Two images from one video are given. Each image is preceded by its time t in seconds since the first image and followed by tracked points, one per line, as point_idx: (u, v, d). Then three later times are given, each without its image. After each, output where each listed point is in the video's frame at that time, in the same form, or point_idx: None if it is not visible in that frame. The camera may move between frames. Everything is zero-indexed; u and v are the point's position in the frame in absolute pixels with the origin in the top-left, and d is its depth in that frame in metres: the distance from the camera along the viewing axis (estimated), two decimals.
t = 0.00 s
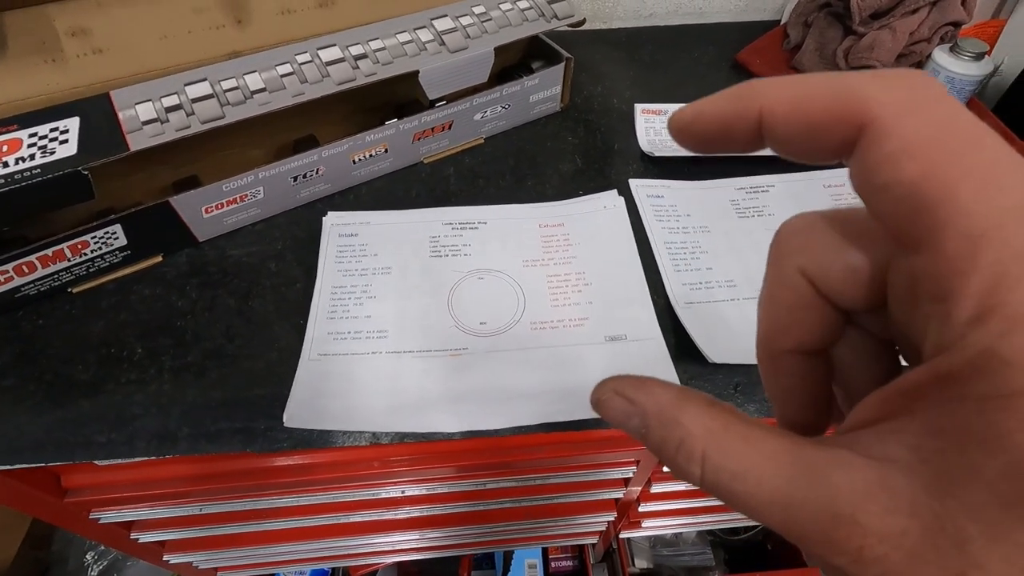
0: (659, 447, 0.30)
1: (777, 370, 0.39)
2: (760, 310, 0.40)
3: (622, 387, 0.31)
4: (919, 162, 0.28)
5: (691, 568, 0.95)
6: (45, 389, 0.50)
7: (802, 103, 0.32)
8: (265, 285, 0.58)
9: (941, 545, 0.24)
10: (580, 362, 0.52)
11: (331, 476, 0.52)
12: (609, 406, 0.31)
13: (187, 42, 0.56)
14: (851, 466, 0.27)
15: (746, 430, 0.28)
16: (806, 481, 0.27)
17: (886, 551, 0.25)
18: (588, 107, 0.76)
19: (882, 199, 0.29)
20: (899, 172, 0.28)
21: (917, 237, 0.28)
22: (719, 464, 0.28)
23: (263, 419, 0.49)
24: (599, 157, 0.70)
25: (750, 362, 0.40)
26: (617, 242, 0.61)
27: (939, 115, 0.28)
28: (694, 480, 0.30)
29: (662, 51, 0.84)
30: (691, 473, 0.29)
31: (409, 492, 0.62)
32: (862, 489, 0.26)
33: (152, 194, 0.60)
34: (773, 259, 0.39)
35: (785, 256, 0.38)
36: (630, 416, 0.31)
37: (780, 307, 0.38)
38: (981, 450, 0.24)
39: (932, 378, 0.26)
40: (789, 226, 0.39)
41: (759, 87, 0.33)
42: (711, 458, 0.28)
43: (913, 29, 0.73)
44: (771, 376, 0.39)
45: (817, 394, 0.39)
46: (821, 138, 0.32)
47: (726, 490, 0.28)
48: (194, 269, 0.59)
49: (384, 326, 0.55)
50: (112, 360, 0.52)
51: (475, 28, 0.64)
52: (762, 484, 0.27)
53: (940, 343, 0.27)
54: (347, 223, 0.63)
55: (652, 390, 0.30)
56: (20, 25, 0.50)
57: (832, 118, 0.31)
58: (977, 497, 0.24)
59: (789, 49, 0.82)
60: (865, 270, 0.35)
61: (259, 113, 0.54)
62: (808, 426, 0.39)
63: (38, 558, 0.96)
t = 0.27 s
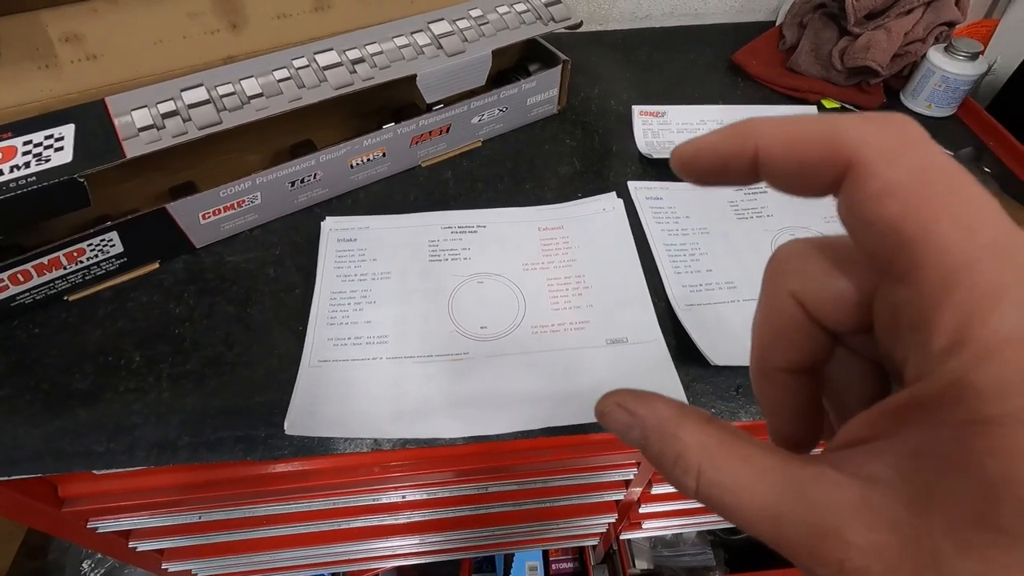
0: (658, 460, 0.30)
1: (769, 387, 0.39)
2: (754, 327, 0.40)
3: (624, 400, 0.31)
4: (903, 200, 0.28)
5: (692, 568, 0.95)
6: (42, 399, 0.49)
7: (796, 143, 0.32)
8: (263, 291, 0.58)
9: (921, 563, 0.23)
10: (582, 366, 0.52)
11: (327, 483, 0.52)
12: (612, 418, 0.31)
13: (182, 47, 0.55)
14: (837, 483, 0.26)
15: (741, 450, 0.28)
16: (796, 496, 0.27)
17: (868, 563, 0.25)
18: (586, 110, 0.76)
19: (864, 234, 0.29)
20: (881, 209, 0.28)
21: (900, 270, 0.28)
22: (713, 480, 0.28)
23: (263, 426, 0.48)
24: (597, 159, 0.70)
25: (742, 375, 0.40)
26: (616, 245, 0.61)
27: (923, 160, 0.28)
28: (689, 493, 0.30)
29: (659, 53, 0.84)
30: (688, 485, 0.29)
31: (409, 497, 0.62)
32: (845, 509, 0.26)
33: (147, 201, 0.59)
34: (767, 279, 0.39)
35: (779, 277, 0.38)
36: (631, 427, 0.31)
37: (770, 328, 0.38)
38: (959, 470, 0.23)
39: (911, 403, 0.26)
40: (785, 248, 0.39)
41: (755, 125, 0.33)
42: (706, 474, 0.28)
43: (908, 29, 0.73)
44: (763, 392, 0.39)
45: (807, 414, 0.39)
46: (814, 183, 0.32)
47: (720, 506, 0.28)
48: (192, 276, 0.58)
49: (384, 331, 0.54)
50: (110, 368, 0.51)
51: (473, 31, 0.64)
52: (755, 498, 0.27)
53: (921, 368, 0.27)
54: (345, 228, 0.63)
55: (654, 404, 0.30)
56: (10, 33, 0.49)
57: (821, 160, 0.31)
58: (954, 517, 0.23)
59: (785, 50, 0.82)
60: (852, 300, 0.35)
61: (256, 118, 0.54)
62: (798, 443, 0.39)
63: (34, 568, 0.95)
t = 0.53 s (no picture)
0: (658, 463, 0.30)
1: (768, 386, 0.39)
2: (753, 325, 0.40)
3: (623, 401, 0.31)
4: (914, 197, 0.27)
5: (690, 569, 0.95)
6: (40, 403, 0.49)
7: (798, 139, 0.32)
8: (262, 295, 0.58)
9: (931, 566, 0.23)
10: (580, 367, 0.52)
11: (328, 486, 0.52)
12: (609, 419, 0.31)
13: (178, 51, 0.55)
14: (844, 487, 0.26)
15: (743, 451, 0.28)
16: (798, 500, 0.27)
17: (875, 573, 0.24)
18: (582, 112, 0.76)
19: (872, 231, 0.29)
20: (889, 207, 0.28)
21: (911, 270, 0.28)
22: (715, 482, 0.28)
23: (262, 429, 0.48)
24: (594, 161, 0.70)
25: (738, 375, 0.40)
26: (614, 246, 0.62)
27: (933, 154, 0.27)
28: (688, 496, 0.29)
29: (654, 54, 0.84)
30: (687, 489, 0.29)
31: (408, 499, 0.62)
32: (851, 512, 0.26)
33: (146, 205, 0.60)
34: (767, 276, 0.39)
35: (780, 273, 0.38)
36: (628, 430, 0.31)
37: (771, 325, 0.38)
38: (972, 477, 0.24)
39: (925, 407, 0.26)
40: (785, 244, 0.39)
41: (753, 120, 0.33)
42: (707, 476, 0.28)
43: (902, 30, 0.73)
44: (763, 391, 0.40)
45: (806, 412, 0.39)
46: (815, 178, 0.32)
47: (721, 509, 0.28)
48: (190, 280, 0.58)
49: (382, 334, 0.54)
50: (108, 373, 0.51)
51: (470, 34, 0.64)
52: (756, 502, 0.27)
53: (933, 373, 0.27)
54: (343, 231, 0.63)
55: (652, 405, 0.30)
56: (7, 38, 0.49)
57: (827, 155, 0.30)
58: (966, 523, 0.23)
59: (780, 51, 0.82)
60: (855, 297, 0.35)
61: (254, 122, 0.54)
62: (798, 442, 0.39)
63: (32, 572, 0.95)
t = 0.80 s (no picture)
0: (658, 457, 0.30)
1: (771, 377, 0.39)
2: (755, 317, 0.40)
3: (623, 394, 0.31)
4: (919, 184, 0.27)
5: (692, 568, 0.95)
6: (41, 403, 0.49)
7: (807, 124, 0.32)
8: (263, 294, 0.58)
9: (936, 560, 0.24)
10: (582, 366, 0.52)
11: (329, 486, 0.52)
12: (609, 413, 0.31)
13: (179, 50, 0.55)
14: (847, 479, 0.27)
15: (744, 444, 0.28)
16: (798, 493, 0.27)
17: (880, 565, 0.25)
18: (584, 111, 0.76)
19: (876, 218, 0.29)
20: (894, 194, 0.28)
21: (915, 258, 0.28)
22: (716, 477, 0.28)
23: (264, 429, 0.48)
24: (596, 160, 0.70)
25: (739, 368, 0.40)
26: (615, 245, 0.61)
27: (937, 142, 0.27)
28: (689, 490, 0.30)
29: (655, 53, 0.84)
30: (688, 483, 0.29)
31: (409, 499, 0.62)
32: (854, 504, 0.26)
33: (146, 204, 0.60)
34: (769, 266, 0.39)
35: (782, 264, 0.38)
36: (628, 424, 0.30)
37: (773, 316, 0.38)
38: (980, 470, 0.24)
39: (930, 398, 0.26)
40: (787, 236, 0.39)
41: (763, 105, 0.33)
42: (708, 471, 0.28)
43: (904, 29, 0.74)
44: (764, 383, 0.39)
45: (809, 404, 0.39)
46: (822, 164, 0.32)
47: (723, 503, 0.28)
48: (191, 279, 0.58)
49: (384, 333, 0.54)
50: (109, 372, 0.51)
51: (471, 33, 0.64)
52: (757, 496, 0.27)
53: (937, 363, 0.27)
54: (345, 230, 0.63)
55: (652, 399, 0.30)
56: (8, 37, 0.49)
57: (834, 142, 0.30)
58: (972, 516, 0.24)
59: (781, 50, 0.82)
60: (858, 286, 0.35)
61: (255, 121, 0.54)
62: (800, 434, 0.39)
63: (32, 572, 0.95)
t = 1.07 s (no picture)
0: (663, 447, 0.30)
1: (777, 369, 0.38)
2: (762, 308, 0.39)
3: (628, 385, 0.31)
4: (931, 172, 0.27)
5: (693, 567, 0.95)
6: (42, 403, 0.49)
7: (813, 113, 0.31)
8: (264, 293, 0.57)
9: (946, 551, 0.24)
10: (584, 365, 0.52)
11: (331, 485, 0.51)
12: (614, 404, 0.31)
13: (179, 48, 0.55)
14: (856, 470, 0.26)
15: (751, 435, 0.28)
16: (807, 484, 0.27)
17: (889, 557, 0.25)
18: (585, 109, 0.76)
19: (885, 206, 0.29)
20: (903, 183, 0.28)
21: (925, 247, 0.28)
22: (722, 467, 0.28)
23: (267, 428, 0.48)
24: (597, 158, 0.70)
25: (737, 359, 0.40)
26: (617, 243, 0.61)
27: (948, 129, 0.27)
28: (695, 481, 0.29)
29: (656, 52, 0.84)
30: (695, 474, 0.29)
31: (410, 498, 0.62)
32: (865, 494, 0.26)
33: (147, 203, 0.59)
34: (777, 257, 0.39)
35: (790, 255, 0.38)
36: (634, 414, 0.30)
37: (781, 306, 0.38)
38: (991, 459, 0.24)
39: (940, 389, 0.27)
40: (794, 227, 0.39)
41: (767, 94, 0.32)
42: (715, 461, 0.28)
43: (905, 27, 0.74)
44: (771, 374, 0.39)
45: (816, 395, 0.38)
46: (827, 152, 0.31)
47: (729, 493, 0.28)
48: (192, 279, 0.58)
49: (386, 332, 0.54)
50: (110, 372, 0.51)
51: (472, 31, 0.64)
52: (765, 486, 0.27)
53: (948, 355, 0.28)
54: (346, 229, 0.63)
55: (658, 389, 0.30)
56: (7, 37, 0.48)
57: (842, 130, 0.30)
58: (984, 505, 0.24)
59: (782, 48, 0.82)
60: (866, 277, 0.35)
61: (256, 120, 0.54)
62: (807, 427, 0.38)
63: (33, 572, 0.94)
